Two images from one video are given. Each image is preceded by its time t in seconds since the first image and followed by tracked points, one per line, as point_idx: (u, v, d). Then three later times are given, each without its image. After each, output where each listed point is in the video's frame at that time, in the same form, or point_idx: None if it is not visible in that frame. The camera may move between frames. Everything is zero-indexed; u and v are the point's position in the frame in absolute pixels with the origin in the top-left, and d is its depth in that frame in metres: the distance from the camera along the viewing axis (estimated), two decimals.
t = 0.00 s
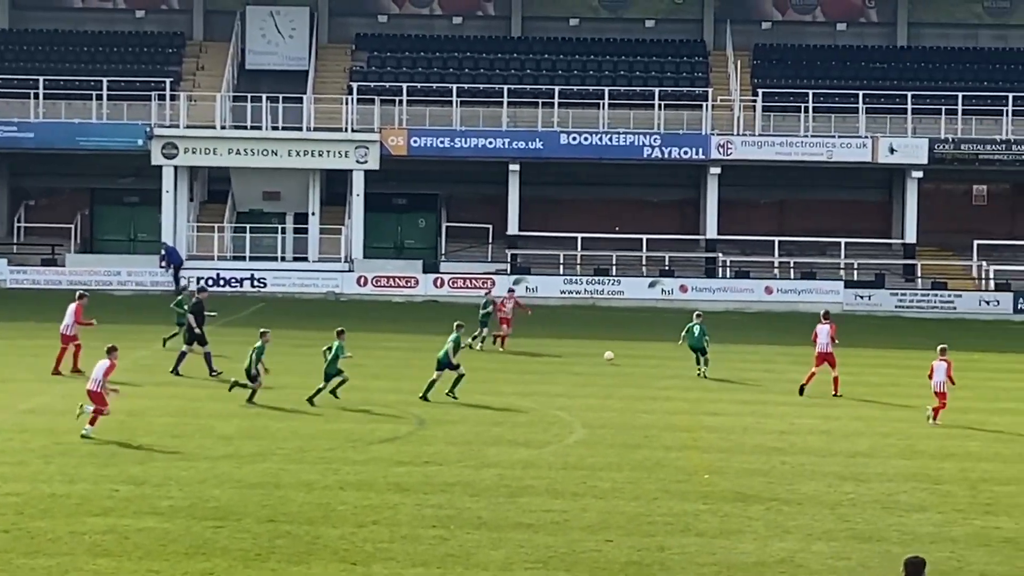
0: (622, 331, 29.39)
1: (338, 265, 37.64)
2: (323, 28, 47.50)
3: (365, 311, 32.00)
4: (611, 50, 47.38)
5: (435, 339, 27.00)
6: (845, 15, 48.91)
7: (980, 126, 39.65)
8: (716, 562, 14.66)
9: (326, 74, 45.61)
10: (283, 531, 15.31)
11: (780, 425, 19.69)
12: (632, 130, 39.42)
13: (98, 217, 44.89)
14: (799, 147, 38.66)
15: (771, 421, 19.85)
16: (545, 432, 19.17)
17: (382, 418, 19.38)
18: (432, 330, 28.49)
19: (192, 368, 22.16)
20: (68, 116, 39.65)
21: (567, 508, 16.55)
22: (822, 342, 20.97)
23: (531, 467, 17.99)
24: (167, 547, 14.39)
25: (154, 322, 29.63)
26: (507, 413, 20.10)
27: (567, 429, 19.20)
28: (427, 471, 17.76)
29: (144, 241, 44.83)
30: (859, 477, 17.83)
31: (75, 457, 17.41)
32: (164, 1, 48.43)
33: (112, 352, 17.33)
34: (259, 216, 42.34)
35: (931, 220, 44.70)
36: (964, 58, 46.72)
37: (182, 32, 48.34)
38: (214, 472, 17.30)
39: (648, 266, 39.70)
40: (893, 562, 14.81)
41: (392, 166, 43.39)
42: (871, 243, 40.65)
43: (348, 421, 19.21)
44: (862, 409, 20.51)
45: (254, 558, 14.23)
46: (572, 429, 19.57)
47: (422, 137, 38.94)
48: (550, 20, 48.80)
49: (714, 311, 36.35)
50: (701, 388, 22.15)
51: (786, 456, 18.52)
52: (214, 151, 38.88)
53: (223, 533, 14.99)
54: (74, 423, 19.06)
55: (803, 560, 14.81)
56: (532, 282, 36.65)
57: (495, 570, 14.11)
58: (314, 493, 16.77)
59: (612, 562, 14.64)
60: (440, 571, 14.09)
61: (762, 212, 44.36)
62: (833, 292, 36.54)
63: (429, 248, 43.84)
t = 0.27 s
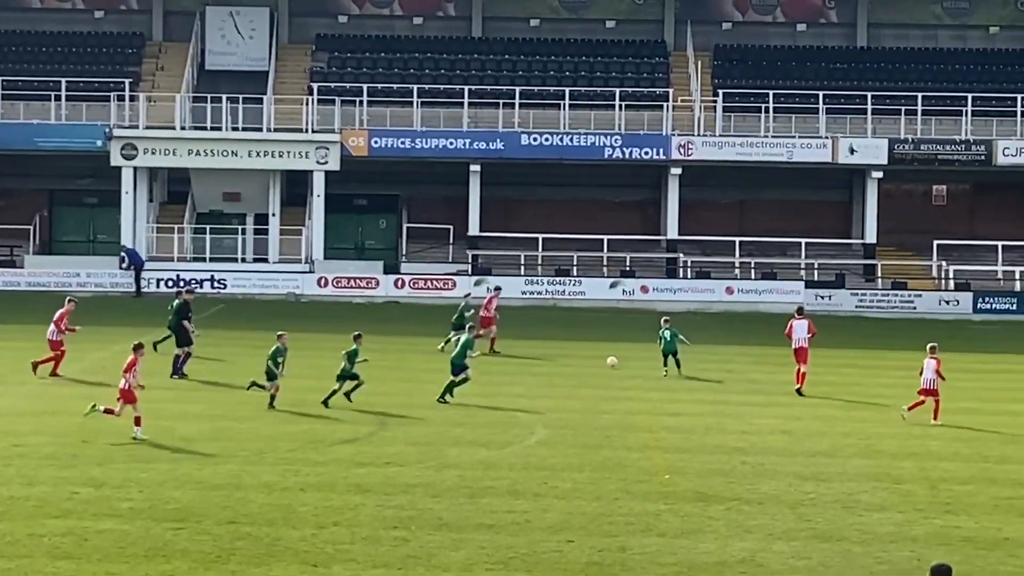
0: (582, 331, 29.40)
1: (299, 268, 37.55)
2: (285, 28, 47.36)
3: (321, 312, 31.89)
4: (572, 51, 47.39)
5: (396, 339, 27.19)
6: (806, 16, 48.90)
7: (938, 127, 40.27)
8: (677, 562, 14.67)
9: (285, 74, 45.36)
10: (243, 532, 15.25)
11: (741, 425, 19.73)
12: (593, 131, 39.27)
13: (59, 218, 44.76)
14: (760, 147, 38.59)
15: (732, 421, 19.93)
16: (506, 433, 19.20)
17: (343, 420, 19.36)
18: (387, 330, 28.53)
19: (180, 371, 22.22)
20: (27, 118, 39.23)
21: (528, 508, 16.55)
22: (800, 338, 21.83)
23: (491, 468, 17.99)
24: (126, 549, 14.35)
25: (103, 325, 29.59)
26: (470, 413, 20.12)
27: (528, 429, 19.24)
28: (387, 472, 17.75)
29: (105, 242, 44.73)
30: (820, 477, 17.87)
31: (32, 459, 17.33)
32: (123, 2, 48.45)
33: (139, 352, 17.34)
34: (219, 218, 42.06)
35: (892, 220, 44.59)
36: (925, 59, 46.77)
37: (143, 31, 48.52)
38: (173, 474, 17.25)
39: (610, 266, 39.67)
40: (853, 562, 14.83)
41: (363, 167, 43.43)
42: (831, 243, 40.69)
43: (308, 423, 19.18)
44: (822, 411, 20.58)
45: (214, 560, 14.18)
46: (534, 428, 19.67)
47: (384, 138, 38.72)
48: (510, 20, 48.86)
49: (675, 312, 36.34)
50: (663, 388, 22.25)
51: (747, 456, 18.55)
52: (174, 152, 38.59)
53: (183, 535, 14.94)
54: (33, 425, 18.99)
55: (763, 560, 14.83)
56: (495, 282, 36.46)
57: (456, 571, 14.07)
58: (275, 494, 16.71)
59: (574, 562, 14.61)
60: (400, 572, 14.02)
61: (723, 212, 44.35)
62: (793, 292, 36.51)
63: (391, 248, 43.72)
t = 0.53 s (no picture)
0: (540, 332, 29.39)
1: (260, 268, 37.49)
2: (245, 28, 47.25)
3: (280, 313, 31.83)
4: (533, 51, 47.30)
5: (355, 339, 27.27)
6: (766, 16, 49.00)
7: (899, 127, 40.10)
8: (638, 561, 14.67)
9: (246, 74, 45.26)
10: (204, 533, 15.20)
11: (702, 425, 19.78)
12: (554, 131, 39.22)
13: (18, 219, 44.72)
14: (719, 147, 38.67)
15: (693, 422, 19.98)
16: (467, 433, 19.22)
17: (303, 421, 19.35)
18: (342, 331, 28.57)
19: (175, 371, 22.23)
20: None
21: (490, 508, 16.55)
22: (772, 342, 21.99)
23: (453, 468, 17.99)
24: (86, 551, 14.30)
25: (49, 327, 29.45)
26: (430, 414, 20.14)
27: (489, 430, 19.26)
28: (349, 472, 17.73)
29: (65, 242, 44.75)
30: (780, 476, 17.91)
31: None
32: (83, 1, 48.39)
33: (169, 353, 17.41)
34: (179, 219, 42.05)
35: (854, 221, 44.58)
36: (885, 59, 46.88)
37: (102, 31, 48.43)
38: (133, 475, 17.19)
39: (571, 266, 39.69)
40: (814, 561, 14.84)
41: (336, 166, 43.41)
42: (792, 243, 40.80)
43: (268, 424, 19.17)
44: (781, 411, 20.66)
45: (175, 561, 14.13)
46: (495, 429, 19.70)
47: (345, 138, 38.62)
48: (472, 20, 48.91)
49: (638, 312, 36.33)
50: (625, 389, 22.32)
51: (708, 455, 18.59)
52: (134, 153, 38.46)
53: (143, 536, 14.89)
54: None
55: (724, 559, 14.83)
56: (456, 283, 36.54)
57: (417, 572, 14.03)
58: (236, 495, 16.66)
59: (536, 562, 14.60)
60: (361, 573, 13.98)
61: (684, 212, 44.35)
62: (755, 292, 36.57)
63: (352, 249, 43.77)
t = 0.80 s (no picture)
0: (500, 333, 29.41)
1: (225, 269, 37.41)
2: (208, 29, 47.15)
3: (244, 314, 31.83)
4: (498, 51, 47.11)
5: (316, 339, 27.30)
6: (729, 16, 49.20)
7: (862, 127, 40.17)
8: (603, 562, 14.63)
9: (209, 75, 45.08)
10: (168, 535, 15.14)
11: (667, 425, 19.80)
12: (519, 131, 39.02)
13: None
14: (683, 147, 38.50)
15: (657, 422, 19.99)
16: (432, 434, 19.22)
17: (267, 423, 19.33)
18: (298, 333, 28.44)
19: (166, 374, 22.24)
20: None
21: (454, 509, 16.50)
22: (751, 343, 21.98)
23: (417, 469, 17.97)
24: (49, 553, 14.23)
25: None
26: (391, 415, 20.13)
27: (453, 431, 19.26)
28: (313, 473, 17.70)
29: (28, 243, 43.79)
30: (745, 476, 17.92)
31: None
32: (44, 2, 48.20)
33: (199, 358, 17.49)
34: (143, 220, 41.86)
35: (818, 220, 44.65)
36: (848, 58, 46.97)
37: (65, 32, 48.24)
38: (97, 477, 17.13)
39: (533, 266, 39.67)
40: (780, 561, 14.82)
41: (312, 167, 43.40)
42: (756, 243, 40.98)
43: (232, 426, 19.15)
44: (744, 411, 20.70)
45: (138, 563, 14.06)
46: (460, 429, 19.71)
47: (307, 139, 38.36)
48: (437, 21, 48.97)
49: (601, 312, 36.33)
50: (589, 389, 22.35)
51: (673, 455, 18.60)
52: (96, 154, 38.18)
53: (107, 539, 14.83)
54: None
55: (688, 559, 14.80)
56: (420, 283, 36.51)
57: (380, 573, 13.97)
58: (200, 496, 16.60)
59: (500, 563, 14.55)
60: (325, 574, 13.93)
61: (649, 212, 44.33)
62: (719, 292, 36.73)
63: (315, 250, 42.56)
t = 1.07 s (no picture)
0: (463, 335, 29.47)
1: (191, 269, 37.46)
2: (174, 29, 47.02)
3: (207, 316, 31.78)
4: (464, 52, 47.11)
5: (280, 341, 27.24)
6: (696, 16, 49.11)
7: (829, 126, 40.44)
8: (571, 561, 14.61)
9: (177, 75, 45.02)
10: (136, 536, 15.10)
11: (634, 425, 19.83)
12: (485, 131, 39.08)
13: None
14: (650, 147, 38.61)
15: (623, 423, 20.03)
16: (400, 435, 19.25)
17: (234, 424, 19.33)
18: (255, 334, 28.38)
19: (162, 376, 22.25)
20: None
21: (422, 509, 16.48)
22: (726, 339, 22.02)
23: (385, 468, 17.97)
24: (16, 554, 14.19)
25: None
26: (355, 416, 20.12)
27: (421, 432, 19.29)
28: (281, 473, 17.69)
29: None
30: (712, 475, 17.94)
31: None
32: (9, 3, 47.73)
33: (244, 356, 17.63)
34: (110, 220, 41.64)
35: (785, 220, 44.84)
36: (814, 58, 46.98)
37: (31, 33, 47.77)
38: (64, 478, 17.10)
39: (500, 266, 39.68)
40: (747, 560, 14.82)
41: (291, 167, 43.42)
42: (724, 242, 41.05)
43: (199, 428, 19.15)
44: (710, 411, 20.76)
45: (105, 564, 14.03)
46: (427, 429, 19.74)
47: (274, 139, 38.42)
48: (404, 21, 48.89)
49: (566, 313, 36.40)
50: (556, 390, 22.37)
51: (639, 455, 18.63)
52: (63, 155, 38.14)
53: (75, 540, 14.80)
54: None
55: (656, 558, 14.79)
56: (387, 284, 36.53)
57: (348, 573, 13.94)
58: (168, 497, 16.57)
59: (468, 563, 14.52)
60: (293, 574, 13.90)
61: (616, 212, 44.27)
62: (685, 292, 36.65)
63: (283, 251, 41.78)
